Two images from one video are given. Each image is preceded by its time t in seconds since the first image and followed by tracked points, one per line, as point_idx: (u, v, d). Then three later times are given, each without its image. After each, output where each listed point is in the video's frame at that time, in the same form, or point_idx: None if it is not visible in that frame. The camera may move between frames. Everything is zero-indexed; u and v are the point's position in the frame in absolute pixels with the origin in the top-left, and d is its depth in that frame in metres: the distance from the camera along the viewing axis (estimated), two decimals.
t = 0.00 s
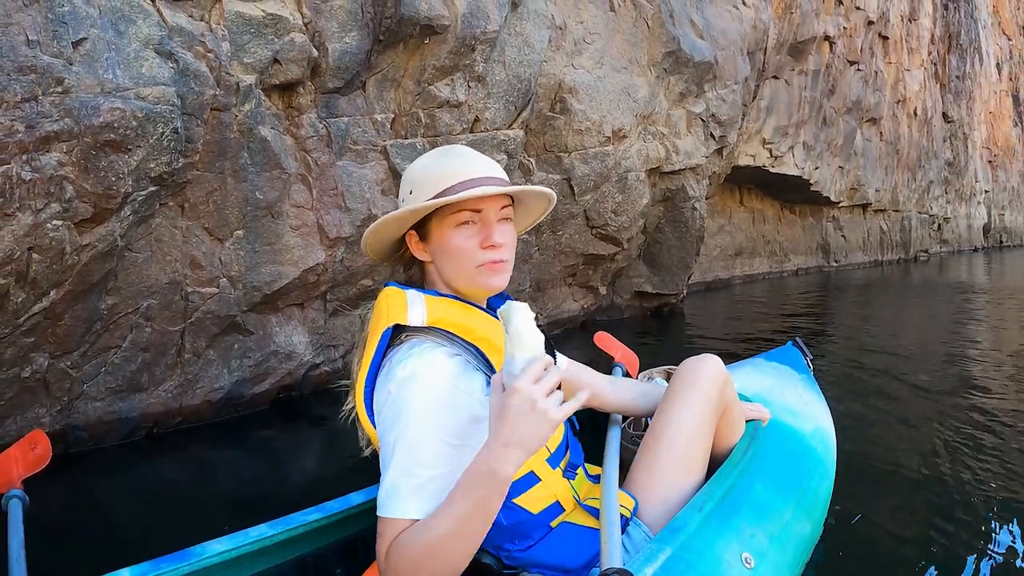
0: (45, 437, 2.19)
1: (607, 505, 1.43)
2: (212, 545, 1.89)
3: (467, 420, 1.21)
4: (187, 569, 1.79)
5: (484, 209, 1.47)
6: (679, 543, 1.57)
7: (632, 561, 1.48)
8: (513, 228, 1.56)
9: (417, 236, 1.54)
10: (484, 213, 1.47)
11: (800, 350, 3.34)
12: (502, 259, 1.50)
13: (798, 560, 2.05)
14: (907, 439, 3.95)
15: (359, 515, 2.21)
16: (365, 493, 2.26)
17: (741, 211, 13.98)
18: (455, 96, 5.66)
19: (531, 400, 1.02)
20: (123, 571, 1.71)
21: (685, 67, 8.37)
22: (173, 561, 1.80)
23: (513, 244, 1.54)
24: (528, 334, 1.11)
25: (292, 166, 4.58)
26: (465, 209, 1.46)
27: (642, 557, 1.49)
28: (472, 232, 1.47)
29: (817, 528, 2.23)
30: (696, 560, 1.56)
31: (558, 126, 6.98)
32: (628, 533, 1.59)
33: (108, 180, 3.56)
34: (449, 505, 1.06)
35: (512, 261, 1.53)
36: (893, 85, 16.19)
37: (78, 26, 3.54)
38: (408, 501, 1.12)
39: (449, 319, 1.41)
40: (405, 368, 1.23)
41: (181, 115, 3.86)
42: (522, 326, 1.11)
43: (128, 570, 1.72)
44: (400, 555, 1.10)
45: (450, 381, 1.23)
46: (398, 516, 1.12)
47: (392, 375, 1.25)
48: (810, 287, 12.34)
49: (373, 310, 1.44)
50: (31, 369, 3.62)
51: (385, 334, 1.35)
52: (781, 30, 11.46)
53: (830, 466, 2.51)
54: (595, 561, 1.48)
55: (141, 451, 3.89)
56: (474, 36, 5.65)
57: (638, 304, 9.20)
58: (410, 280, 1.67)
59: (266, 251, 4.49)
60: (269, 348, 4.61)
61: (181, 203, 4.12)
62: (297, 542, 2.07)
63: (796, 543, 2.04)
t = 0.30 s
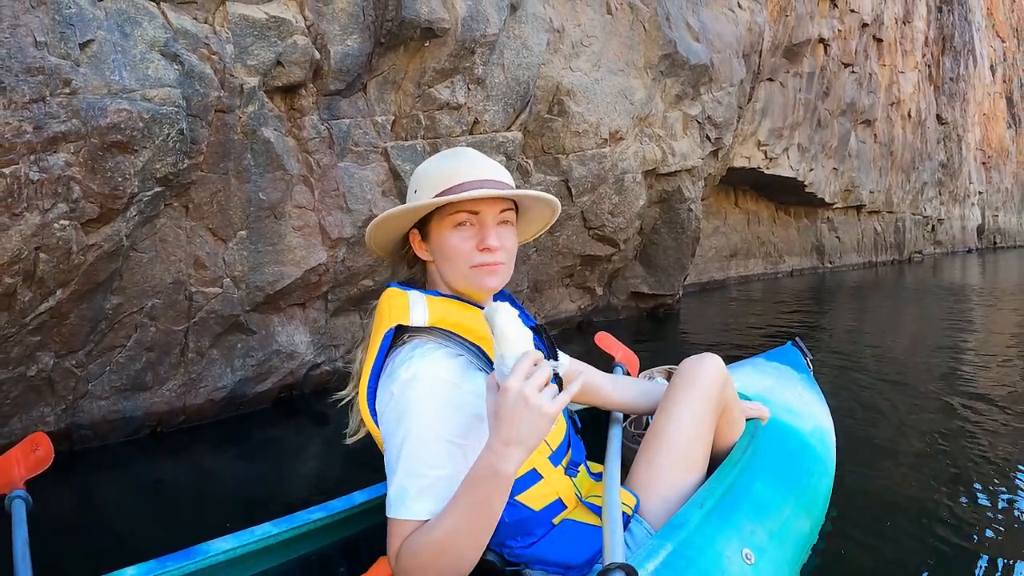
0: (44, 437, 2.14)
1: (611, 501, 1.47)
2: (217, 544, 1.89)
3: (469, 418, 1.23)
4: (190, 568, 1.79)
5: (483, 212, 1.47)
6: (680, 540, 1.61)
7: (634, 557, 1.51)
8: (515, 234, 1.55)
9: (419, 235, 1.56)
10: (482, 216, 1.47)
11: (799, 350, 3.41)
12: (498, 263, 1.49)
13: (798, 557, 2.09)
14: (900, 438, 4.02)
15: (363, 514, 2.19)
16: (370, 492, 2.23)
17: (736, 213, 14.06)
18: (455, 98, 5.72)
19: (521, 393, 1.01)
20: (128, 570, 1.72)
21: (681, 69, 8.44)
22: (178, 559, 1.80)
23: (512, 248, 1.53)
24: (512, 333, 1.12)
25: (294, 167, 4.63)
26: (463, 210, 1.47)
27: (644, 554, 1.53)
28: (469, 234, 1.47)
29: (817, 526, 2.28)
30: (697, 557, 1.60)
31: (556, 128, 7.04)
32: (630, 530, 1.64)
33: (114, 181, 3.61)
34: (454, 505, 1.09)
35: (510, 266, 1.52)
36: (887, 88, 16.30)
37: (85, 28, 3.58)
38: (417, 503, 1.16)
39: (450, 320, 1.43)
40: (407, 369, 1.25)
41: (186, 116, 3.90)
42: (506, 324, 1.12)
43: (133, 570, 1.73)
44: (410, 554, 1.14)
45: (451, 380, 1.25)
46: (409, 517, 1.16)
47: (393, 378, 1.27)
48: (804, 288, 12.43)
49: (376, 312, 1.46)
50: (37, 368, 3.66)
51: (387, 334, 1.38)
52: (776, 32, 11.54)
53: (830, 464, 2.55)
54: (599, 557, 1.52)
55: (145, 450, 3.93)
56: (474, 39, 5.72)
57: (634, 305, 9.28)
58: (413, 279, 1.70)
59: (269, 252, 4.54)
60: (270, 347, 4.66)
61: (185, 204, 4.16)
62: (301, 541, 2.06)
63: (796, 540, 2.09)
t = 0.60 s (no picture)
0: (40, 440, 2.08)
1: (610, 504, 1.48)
2: (213, 547, 1.89)
3: (464, 420, 1.25)
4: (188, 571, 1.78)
5: (449, 210, 1.49)
6: (678, 544, 1.63)
7: (632, 561, 1.53)
8: (492, 232, 1.54)
9: (401, 241, 1.61)
10: (448, 215, 1.48)
11: (797, 353, 3.46)
12: (469, 261, 1.49)
13: (797, 560, 2.11)
14: (895, 440, 4.07)
15: (360, 517, 2.20)
16: (366, 495, 2.24)
17: (731, 214, 14.13)
18: (453, 100, 5.75)
19: (544, 401, 1.05)
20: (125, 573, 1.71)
21: (677, 72, 8.49)
22: (175, 562, 1.80)
23: (486, 246, 1.52)
24: (527, 338, 1.22)
25: (293, 169, 4.66)
26: (429, 211, 1.49)
27: (643, 558, 1.55)
28: (436, 235, 1.49)
29: (817, 529, 2.29)
30: (695, 560, 1.61)
31: (553, 130, 7.08)
32: (628, 534, 1.65)
33: (116, 183, 3.63)
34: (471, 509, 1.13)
35: (484, 264, 1.52)
36: (882, 89, 16.39)
37: (87, 30, 3.61)
38: (423, 508, 1.18)
39: (447, 322, 1.42)
40: (401, 373, 1.28)
41: (187, 119, 3.93)
42: (521, 329, 1.22)
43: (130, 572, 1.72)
44: (423, 558, 1.17)
45: (445, 383, 1.27)
46: (415, 521, 1.18)
47: (388, 384, 1.29)
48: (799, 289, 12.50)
49: (373, 315, 1.46)
50: (38, 369, 3.68)
51: (384, 337, 1.39)
52: (772, 34, 11.60)
53: (829, 467, 2.57)
54: (596, 561, 1.52)
55: (145, 451, 3.96)
56: (472, 42, 5.75)
57: (630, 306, 9.32)
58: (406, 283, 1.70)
59: (269, 253, 4.58)
60: (270, 348, 4.70)
61: (186, 206, 4.19)
62: (298, 544, 2.06)
63: (796, 543, 2.10)
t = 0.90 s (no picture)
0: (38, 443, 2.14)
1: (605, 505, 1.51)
2: (209, 548, 1.88)
3: (450, 421, 1.28)
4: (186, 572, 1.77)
5: (412, 208, 1.49)
6: (675, 545, 1.66)
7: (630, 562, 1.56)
8: (463, 224, 1.54)
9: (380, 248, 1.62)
10: (413, 214, 1.49)
11: (796, 354, 3.50)
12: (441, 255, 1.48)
13: (796, 561, 2.14)
14: (887, 440, 4.12)
15: (358, 518, 2.18)
16: (364, 496, 2.23)
17: (726, 215, 14.20)
18: (451, 103, 5.79)
19: (562, 413, 1.09)
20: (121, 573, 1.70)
21: (673, 74, 8.54)
22: (171, 563, 1.78)
23: (459, 237, 1.51)
24: (548, 344, 1.21)
25: (293, 171, 4.70)
26: (395, 213, 1.50)
27: (640, 559, 1.57)
28: (405, 234, 1.49)
29: (815, 530, 2.32)
30: (692, 561, 1.64)
31: (549, 133, 7.13)
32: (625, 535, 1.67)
33: (118, 184, 3.67)
34: (477, 513, 1.17)
35: (459, 256, 1.51)
36: (877, 91, 16.48)
37: (89, 32, 3.64)
38: (415, 508, 1.21)
39: (436, 321, 1.44)
40: (386, 376, 1.31)
41: (189, 121, 3.96)
42: (545, 337, 1.21)
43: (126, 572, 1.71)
44: (421, 558, 1.20)
45: (431, 384, 1.29)
46: (408, 521, 1.21)
47: (375, 386, 1.32)
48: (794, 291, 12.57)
49: (364, 317, 1.49)
50: (40, 370, 3.71)
51: (374, 338, 1.42)
52: (767, 36, 11.67)
53: (826, 468, 2.61)
54: (591, 562, 1.54)
55: (145, 451, 3.99)
56: (470, 45, 5.79)
57: (626, 306, 9.38)
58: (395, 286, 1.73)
59: (268, 254, 4.61)
60: (269, 349, 4.74)
61: (186, 207, 4.22)
62: (295, 545, 2.05)
63: (794, 544, 2.13)
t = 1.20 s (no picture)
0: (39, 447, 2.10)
1: (605, 499, 1.51)
2: (211, 548, 1.89)
3: (452, 417, 1.31)
4: (186, 572, 1.78)
5: (440, 207, 1.53)
6: (675, 540, 1.71)
7: (630, 557, 1.60)
8: (482, 229, 1.59)
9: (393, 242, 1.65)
10: (440, 213, 1.53)
11: (794, 352, 3.56)
12: (464, 256, 1.53)
13: (797, 557, 2.19)
14: (880, 440, 4.19)
15: (359, 518, 2.20)
16: (363, 496, 2.25)
17: (721, 216, 14.28)
18: (450, 104, 5.84)
19: (573, 420, 1.13)
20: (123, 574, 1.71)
21: (669, 76, 8.60)
22: (174, 563, 1.80)
23: (479, 240, 1.56)
24: (564, 349, 1.17)
25: (294, 172, 4.75)
26: (422, 210, 1.54)
27: (640, 553, 1.62)
28: (430, 231, 1.53)
29: (815, 526, 2.37)
30: (691, 556, 1.70)
31: (547, 134, 7.18)
32: (625, 531, 1.69)
33: (122, 184, 3.70)
34: (482, 511, 1.20)
35: (478, 259, 1.56)
36: (871, 93, 16.58)
37: (94, 33, 3.68)
38: (419, 503, 1.23)
39: (433, 320, 1.47)
40: (390, 371, 1.33)
41: (192, 122, 4.01)
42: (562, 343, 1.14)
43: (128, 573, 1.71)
44: (422, 554, 1.23)
45: (434, 381, 1.32)
46: (411, 517, 1.23)
47: (378, 382, 1.34)
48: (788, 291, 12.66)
49: (364, 314, 1.53)
50: (44, 368, 3.75)
51: (373, 336, 1.45)
52: (762, 38, 11.75)
53: (825, 464, 2.67)
54: (591, 558, 1.54)
55: (148, 449, 4.03)
56: (469, 47, 5.85)
57: (623, 307, 9.43)
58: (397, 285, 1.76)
59: (270, 255, 4.66)
60: (270, 349, 4.78)
61: (189, 207, 4.26)
62: (297, 544, 2.06)
63: (794, 540, 2.18)
